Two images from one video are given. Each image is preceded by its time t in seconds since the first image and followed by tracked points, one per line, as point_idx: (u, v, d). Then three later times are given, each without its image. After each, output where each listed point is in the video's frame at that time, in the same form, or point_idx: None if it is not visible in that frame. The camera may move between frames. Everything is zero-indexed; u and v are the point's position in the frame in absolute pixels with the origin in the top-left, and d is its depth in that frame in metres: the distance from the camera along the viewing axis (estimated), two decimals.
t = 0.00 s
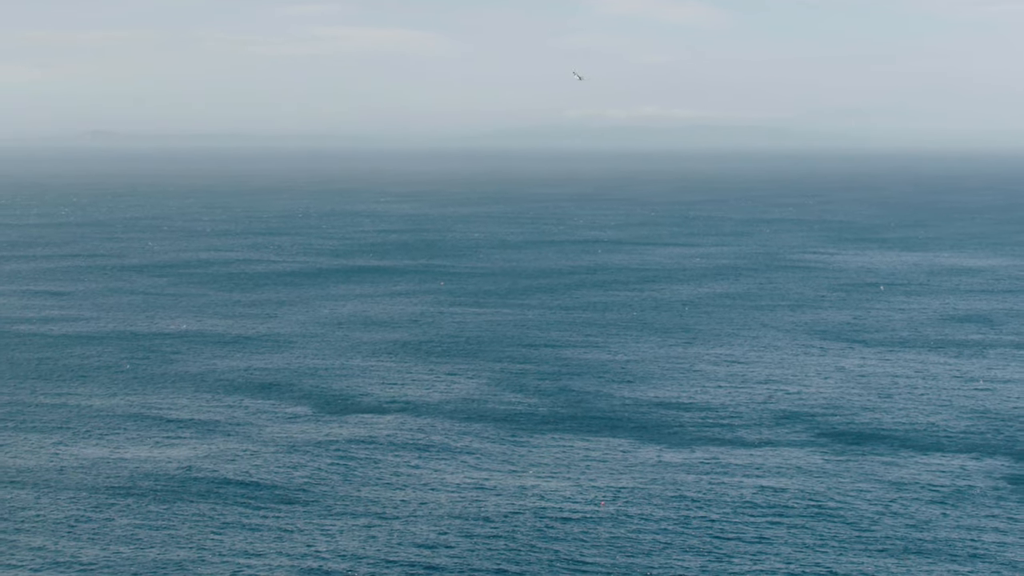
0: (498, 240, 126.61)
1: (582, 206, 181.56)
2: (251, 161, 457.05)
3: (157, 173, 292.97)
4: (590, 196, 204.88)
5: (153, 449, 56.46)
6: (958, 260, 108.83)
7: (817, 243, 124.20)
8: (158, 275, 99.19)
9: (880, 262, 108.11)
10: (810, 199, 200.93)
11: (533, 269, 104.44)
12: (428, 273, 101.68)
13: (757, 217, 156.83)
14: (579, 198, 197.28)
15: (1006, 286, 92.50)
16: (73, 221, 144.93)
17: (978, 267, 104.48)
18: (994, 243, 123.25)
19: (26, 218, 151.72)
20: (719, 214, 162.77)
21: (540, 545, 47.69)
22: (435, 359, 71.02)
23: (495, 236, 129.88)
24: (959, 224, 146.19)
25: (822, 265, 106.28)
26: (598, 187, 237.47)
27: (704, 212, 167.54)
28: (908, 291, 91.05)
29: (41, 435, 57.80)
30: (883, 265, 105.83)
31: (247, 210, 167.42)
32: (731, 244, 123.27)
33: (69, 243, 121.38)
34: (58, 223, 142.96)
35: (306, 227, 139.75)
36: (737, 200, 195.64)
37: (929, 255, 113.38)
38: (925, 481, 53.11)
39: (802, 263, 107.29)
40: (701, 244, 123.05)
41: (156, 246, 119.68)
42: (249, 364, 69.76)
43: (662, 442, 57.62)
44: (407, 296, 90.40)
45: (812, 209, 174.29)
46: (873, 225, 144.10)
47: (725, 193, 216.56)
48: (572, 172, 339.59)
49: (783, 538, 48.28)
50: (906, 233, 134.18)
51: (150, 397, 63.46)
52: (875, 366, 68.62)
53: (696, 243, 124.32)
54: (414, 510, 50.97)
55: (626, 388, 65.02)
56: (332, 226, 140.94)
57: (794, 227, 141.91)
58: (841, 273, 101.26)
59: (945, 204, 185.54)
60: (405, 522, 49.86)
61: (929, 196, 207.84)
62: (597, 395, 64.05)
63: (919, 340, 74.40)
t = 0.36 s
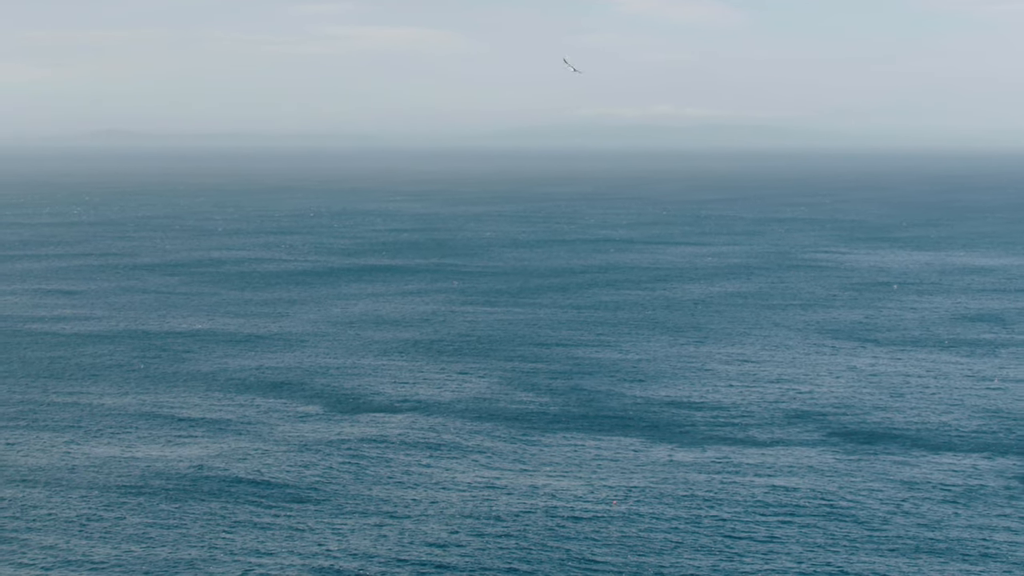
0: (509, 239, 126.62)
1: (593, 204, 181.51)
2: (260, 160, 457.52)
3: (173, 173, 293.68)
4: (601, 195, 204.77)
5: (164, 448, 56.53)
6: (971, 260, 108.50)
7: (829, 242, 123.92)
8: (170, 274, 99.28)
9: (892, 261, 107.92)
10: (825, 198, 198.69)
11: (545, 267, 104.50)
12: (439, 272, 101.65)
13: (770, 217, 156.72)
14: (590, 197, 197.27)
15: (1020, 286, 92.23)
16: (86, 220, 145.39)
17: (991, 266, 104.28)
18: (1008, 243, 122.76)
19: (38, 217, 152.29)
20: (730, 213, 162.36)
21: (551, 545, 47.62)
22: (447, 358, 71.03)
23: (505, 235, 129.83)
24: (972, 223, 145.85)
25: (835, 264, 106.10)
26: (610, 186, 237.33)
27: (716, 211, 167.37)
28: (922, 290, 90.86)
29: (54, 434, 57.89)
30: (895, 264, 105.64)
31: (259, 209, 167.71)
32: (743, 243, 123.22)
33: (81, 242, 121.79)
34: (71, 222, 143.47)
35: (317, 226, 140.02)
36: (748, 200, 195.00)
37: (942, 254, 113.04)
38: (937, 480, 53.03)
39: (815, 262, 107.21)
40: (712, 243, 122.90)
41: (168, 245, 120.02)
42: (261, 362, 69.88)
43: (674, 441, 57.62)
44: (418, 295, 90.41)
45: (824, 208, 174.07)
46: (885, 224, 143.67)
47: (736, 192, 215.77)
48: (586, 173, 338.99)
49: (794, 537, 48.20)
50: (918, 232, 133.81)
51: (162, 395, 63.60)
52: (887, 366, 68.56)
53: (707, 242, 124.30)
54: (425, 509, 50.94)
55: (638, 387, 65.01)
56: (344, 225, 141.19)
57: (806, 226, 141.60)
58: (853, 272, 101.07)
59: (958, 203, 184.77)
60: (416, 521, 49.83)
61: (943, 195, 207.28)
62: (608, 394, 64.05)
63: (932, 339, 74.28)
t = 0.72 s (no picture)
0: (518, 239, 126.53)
1: (602, 204, 181.29)
2: (267, 159, 457.78)
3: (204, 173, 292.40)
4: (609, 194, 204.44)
5: (174, 447, 56.54)
6: (982, 260, 108.22)
7: (839, 242, 123.63)
8: (179, 274, 99.22)
9: (903, 261, 107.69)
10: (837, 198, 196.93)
11: (554, 267, 104.43)
12: (448, 272, 101.56)
13: (779, 216, 156.45)
14: (598, 197, 197.05)
15: None
16: (96, 219, 145.62)
17: (1001, 266, 104.04)
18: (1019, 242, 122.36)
19: (48, 216, 152.54)
20: (739, 212, 161.86)
21: (561, 544, 47.55)
22: (456, 358, 71.00)
23: (513, 235, 129.65)
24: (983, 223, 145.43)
25: (845, 264, 105.90)
26: (620, 186, 236.92)
27: (725, 210, 167.12)
28: (933, 290, 90.69)
29: (64, 433, 57.89)
30: (906, 264, 105.44)
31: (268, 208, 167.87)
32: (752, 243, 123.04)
33: (91, 241, 121.96)
34: (80, 221, 143.70)
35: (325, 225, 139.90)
36: (756, 199, 194.47)
37: (953, 254, 112.70)
38: (947, 480, 53.01)
39: (825, 262, 107.04)
40: (721, 243, 122.69)
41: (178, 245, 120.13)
42: (270, 362, 69.90)
43: (683, 441, 57.61)
44: (426, 294, 90.32)
45: (834, 207, 173.66)
46: (894, 224, 143.31)
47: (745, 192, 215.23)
48: (596, 172, 338.31)
49: (805, 537, 48.14)
50: (928, 232, 133.44)
51: (172, 395, 63.62)
52: (897, 366, 68.51)
53: (717, 241, 124.12)
54: (434, 509, 50.90)
55: (647, 387, 64.96)
56: (354, 225, 141.19)
57: (816, 225, 141.25)
58: (864, 272, 100.88)
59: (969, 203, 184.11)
60: (426, 520, 49.79)
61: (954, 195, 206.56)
62: (617, 393, 64.01)
63: (942, 339, 74.16)
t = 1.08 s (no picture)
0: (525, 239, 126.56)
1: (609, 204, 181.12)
2: (273, 159, 458.27)
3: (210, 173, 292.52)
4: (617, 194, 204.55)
5: (182, 447, 56.59)
6: (991, 260, 108.13)
7: (847, 242, 123.60)
8: (188, 274, 99.23)
9: (911, 261, 107.61)
10: (845, 198, 196.96)
11: (562, 267, 104.43)
12: (457, 272, 101.69)
13: (788, 216, 156.30)
14: (605, 197, 197.02)
15: None
16: (104, 219, 145.92)
17: (1010, 266, 103.95)
18: None
19: (56, 216, 152.88)
20: (747, 212, 162.01)
21: (569, 545, 47.50)
22: (464, 357, 71.03)
23: (520, 235, 129.65)
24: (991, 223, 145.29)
25: (854, 264, 105.86)
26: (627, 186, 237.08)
27: (733, 210, 167.00)
28: (942, 290, 90.65)
29: (73, 434, 57.93)
30: (915, 264, 105.39)
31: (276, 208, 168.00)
32: (761, 243, 123.01)
33: (99, 241, 122.13)
34: (88, 221, 143.94)
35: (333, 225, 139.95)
36: (764, 199, 194.31)
37: (962, 254, 112.63)
38: (955, 480, 53.00)
39: (834, 262, 106.99)
40: (728, 243, 122.70)
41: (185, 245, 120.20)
42: (278, 362, 69.96)
43: (692, 441, 57.62)
44: (434, 295, 90.36)
45: (843, 207, 173.44)
46: (902, 224, 143.25)
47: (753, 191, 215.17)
48: (605, 172, 337.57)
49: (813, 537, 48.12)
50: (936, 232, 133.36)
51: (180, 395, 63.69)
52: (906, 366, 68.50)
53: (725, 241, 124.06)
54: (442, 509, 50.89)
55: (655, 387, 64.99)
56: (362, 225, 141.30)
57: (824, 225, 141.19)
58: (873, 272, 100.85)
59: (978, 203, 184.02)
60: (434, 520, 49.78)
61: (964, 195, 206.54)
62: (625, 393, 64.05)
63: (950, 339, 74.18)
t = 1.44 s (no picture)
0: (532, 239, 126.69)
1: (615, 204, 181.29)
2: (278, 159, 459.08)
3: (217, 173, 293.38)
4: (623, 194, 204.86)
5: (189, 447, 56.62)
6: (999, 259, 108.27)
7: (854, 241, 123.73)
8: (195, 274, 99.35)
9: (919, 261, 107.70)
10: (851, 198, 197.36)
11: (568, 267, 104.48)
12: (464, 272, 101.83)
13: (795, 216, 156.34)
14: (612, 197, 197.27)
15: None
16: (110, 220, 146.21)
17: (1017, 266, 104.02)
18: None
19: (63, 216, 153.23)
20: (754, 211, 162.24)
21: (576, 545, 47.49)
22: (470, 357, 71.06)
23: (527, 235, 129.84)
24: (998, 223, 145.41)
25: (861, 264, 105.92)
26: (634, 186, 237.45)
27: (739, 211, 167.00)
28: (949, 290, 90.75)
29: (80, 434, 57.95)
30: (922, 264, 105.47)
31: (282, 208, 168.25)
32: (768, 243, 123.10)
33: (107, 241, 122.38)
34: (95, 221, 144.24)
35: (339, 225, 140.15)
36: (771, 200, 194.58)
37: (969, 254, 112.75)
38: (962, 481, 52.96)
39: (841, 262, 107.09)
40: (734, 243, 122.82)
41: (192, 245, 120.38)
42: (285, 362, 70.01)
43: (698, 441, 57.63)
44: (441, 295, 90.48)
45: (849, 208, 173.44)
46: (910, 224, 143.42)
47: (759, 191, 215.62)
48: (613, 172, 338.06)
49: (819, 537, 48.09)
50: (943, 232, 133.46)
51: (187, 395, 63.74)
52: (914, 366, 68.50)
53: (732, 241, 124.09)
54: (449, 509, 50.87)
55: (662, 387, 64.99)
56: (369, 225, 141.41)
57: (831, 225, 141.40)
58: (881, 272, 100.93)
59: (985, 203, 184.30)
60: (441, 520, 49.77)
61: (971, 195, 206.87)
62: (631, 394, 64.05)
63: (958, 339, 74.19)
